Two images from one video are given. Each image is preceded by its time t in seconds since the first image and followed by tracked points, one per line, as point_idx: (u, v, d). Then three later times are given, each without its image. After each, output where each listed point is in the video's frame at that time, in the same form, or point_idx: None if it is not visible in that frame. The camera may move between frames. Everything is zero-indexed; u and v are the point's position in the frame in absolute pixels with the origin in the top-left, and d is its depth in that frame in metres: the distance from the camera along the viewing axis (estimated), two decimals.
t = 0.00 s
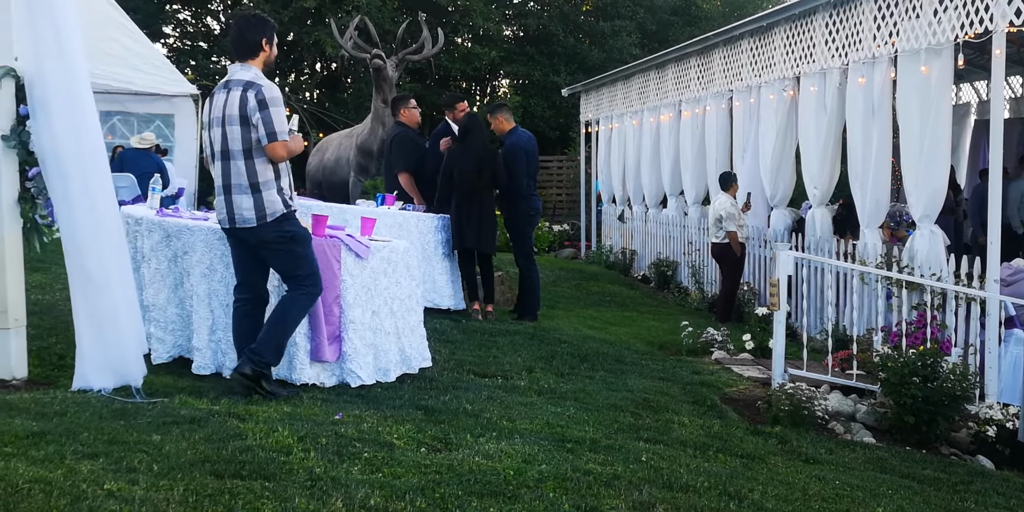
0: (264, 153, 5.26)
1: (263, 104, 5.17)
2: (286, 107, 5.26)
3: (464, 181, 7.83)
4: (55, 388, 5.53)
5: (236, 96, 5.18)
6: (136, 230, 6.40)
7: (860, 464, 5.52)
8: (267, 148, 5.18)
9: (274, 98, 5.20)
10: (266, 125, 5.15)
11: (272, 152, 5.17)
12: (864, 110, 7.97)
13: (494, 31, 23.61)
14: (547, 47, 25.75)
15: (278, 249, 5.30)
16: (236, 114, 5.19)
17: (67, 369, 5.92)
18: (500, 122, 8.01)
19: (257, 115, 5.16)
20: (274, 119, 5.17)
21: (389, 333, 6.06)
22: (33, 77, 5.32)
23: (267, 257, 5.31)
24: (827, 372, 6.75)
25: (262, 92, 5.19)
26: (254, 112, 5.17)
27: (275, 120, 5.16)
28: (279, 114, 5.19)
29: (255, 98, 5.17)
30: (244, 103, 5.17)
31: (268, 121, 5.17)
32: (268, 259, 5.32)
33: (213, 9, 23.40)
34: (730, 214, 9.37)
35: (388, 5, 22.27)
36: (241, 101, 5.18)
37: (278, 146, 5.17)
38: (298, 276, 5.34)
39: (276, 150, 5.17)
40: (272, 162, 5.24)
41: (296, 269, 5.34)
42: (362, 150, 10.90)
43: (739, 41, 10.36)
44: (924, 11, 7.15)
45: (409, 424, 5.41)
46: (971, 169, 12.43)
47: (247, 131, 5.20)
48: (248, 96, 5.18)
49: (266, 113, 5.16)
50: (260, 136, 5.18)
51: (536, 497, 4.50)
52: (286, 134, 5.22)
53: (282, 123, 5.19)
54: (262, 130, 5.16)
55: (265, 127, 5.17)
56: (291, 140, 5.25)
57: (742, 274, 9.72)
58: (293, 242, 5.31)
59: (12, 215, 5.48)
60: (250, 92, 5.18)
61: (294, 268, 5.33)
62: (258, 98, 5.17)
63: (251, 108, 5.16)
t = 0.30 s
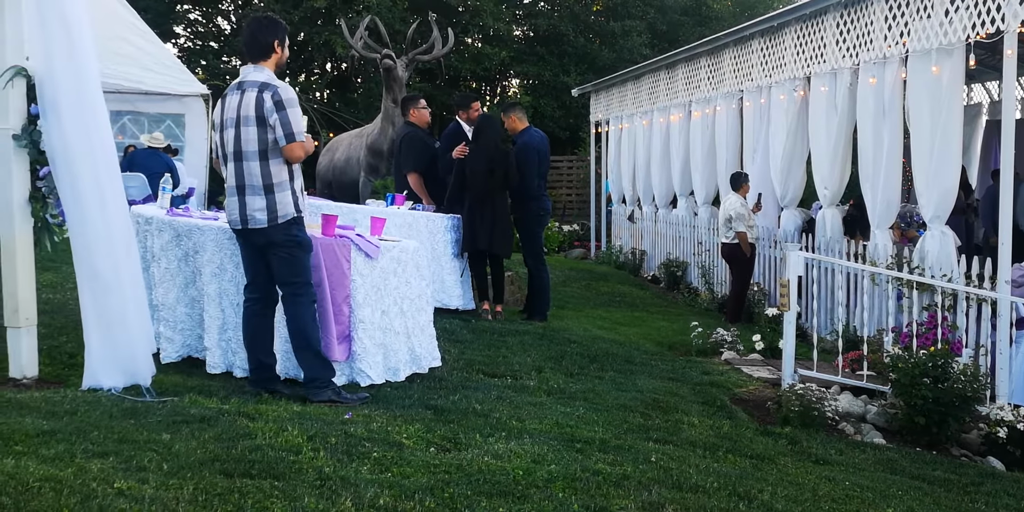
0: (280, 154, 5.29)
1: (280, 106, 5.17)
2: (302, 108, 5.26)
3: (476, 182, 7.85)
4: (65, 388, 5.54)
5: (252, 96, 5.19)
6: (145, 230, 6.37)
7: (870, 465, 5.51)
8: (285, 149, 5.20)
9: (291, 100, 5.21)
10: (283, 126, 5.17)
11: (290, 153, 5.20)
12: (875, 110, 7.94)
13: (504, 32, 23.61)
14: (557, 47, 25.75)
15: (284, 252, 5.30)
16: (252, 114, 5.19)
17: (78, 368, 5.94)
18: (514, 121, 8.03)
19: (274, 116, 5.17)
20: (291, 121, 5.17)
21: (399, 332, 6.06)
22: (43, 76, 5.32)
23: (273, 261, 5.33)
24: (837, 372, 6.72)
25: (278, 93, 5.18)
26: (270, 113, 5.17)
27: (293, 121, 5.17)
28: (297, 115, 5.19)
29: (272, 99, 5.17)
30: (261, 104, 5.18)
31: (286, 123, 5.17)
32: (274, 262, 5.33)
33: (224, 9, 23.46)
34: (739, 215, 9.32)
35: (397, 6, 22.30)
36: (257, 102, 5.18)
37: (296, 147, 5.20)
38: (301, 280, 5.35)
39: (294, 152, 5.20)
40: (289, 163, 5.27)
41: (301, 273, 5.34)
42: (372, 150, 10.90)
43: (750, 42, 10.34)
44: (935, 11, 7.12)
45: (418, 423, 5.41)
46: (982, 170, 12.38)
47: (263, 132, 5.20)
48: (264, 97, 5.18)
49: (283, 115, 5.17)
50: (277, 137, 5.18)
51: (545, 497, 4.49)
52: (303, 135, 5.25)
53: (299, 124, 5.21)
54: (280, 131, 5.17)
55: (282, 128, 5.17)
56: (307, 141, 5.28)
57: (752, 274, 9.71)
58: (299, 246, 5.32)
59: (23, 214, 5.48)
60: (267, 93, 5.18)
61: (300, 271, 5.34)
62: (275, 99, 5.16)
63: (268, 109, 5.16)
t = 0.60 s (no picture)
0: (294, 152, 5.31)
1: (294, 104, 5.19)
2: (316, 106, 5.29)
3: (487, 179, 7.79)
4: (73, 384, 5.56)
5: (266, 94, 5.20)
6: (152, 227, 6.37)
7: (877, 465, 5.49)
8: (300, 147, 5.22)
9: (305, 97, 5.23)
10: (299, 124, 5.19)
11: (305, 151, 5.23)
12: (884, 110, 7.92)
13: (512, 30, 23.60)
14: (566, 46, 25.72)
15: (298, 249, 5.31)
16: (266, 112, 5.21)
17: (85, 365, 5.94)
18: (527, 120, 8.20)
19: (289, 114, 5.19)
20: (306, 119, 5.20)
21: (405, 331, 6.06)
22: (51, 73, 5.33)
23: (287, 257, 5.32)
24: (844, 373, 6.70)
25: (292, 91, 5.20)
26: (285, 111, 5.19)
27: (308, 119, 5.20)
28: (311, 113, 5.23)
29: (287, 97, 5.19)
30: (275, 102, 5.19)
31: (300, 121, 5.20)
32: (288, 258, 5.33)
33: (233, 7, 23.50)
34: (748, 214, 9.33)
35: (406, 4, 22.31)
36: (272, 100, 5.20)
37: (311, 145, 5.23)
38: (320, 275, 5.36)
39: (309, 150, 5.24)
40: (303, 160, 5.30)
41: (319, 268, 5.36)
42: (381, 149, 10.91)
43: (758, 41, 10.33)
44: (945, 12, 7.11)
45: (425, 422, 5.41)
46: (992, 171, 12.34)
47: (277, 130, 5.22)
48: (279, 94, 5.20)
49: (297, 112, 5.19)
50: (292, 135, 5.20)
51: (552, 496, 4.48)
52: (318, 134, 5.28)
53: (313, 122, 5.24)
54: (294, 130, 5.19)
55: (297, 126, 5.20)
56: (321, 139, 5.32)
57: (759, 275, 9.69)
58: (314, 241, 5.34)
59: (31, 211, 5.48)
60: (281, 91, 5.20)
61: (317, 266, 5.36)
62: (290, 97, 5.18)
63: (282, 107, 5.18)
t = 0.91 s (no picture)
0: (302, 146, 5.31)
1: (300, 98, 5.18)
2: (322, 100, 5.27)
3: (489, 176, 7.79)
4: (76, 378, 5.56)
5: (272, 89, 5.20)
6: (156, 221, 6.36)
7: (880, 464, 5.49)
8: (307, 142, 5.22)
9: (311, 92, 5.22)
10: (304, 119, 5.18)
11: (313, 145, 5.22)
12: (889, 109, 7.91)
13: (517, 27, 23.59)
14: (571, 43, 25.69)
15: (299, 245, 5.31)
16: (272, 107, 5.21)
17: (89, 359, 5.94)
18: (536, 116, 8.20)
19: (294, 109, 5.18)
20: (312, 113, 5.18)
21: (407, 327, 6.05)
22: (55, 67, 5.33)
23: (288, 253, 5.32)
24: (847, 372, 6.69)
25: (298, 86, 5.19)
26: (291, 106, 5.19)
27: (315, 113, 5.18)
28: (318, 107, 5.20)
29: (292, 92, 5.18)
30: (281, 97, 5.19)
31: (306, 115, 5.18)
32: (289, 254, 5.34)
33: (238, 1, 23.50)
34: (752, 213, 9.34)
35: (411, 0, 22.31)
36: (277, 95, 5.20)
37: (319, 139, 5.22)
38: (318, 274, 5.36)
39: (316, 144, 5.23)
40: (312, 154, 5.29)
41: (318, 267, 5.35)
42: (385, 144, 10.89)
43: (764, 39, 10.32)
44: (950, 10, 7.09)
45: (427, 418, 5.41)
46: (996, 171, 12.32)
47: (284, 125, 5.22)
48: (284, 90, 5.20)
49: (302, 107, 5.17)
50: (299, 129, 5.19)
51: (554, 492, 4.48)
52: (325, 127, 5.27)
53: (320, 116, 5.22)
54: (301, 124, 5.18)
55: (304, 120, 5.18)
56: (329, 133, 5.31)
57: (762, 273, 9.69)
58: (316, 239, 5.33)
59: (35, 204, 5.48)
60: (287, 86, 5.19)
61: (319, 263, 5.36)
62: (295, 92, 5.18)
63: (288, 101, 5.18)
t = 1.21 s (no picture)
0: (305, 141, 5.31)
1: (303, 93, 5.18)
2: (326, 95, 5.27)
3: (492, 172, 7.83)
4: (82, 372, 5.57)
5: (276, 84, 5.21)
6: (162, 216, 6.35)
7: (885, 464, 5.48)
8: (308, 137, 5.21)
9: (314, 87, 5.22)
10: (307, 114, 5.18)
11: (312, 141, 5.21)
12: (896, 108, 7.87)
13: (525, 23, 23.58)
14: (578, 40, 25.68)
15: (310, 238, 5.31)
16: (276, 102, 5.21)
17: (95, 353, 5.95)
18: (545, 110, 8.13)
19: (298, 104, 5.18)
20: (315, 108, 5.18)
21: (412, 322, 6.04)
22: (63, 63, 5.34)
23: (298, 247, 5.34)
24: (853, 370, 6.68)
25: (302, 81, 5.19)
26: (294, 101, 5.19)
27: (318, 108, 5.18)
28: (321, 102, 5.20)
29: (296, 87, 5.18)
30: (284, 92, 5.20)
31: (309, 110, 5.18)
32: (299, 248, 5.35)
33: None
34: (758, 210, 9.33)
35: None
36: (281, 90, 5.20)
37: (319, 135, 5.21)
38: (332, 266, 5.36)
39: (317, 140, 5.22)
40: (314, 150, 5.28)
41: (331, 259, 5.36)
42: (391, 140, 10.88)
43: (771, 37, 10.30)
44: (959, 9, 7.07)
45: (432, 413, 5.41)
46: (1004, 170, 12.29)
47: (287, 120, 5.22)
48: (288, 85, 5.20)
49: (306, 102, 5.17)
50: (301, 125, 5.19)
51: (558, 489, 4.48)
52: (327, 123, 5.27)
53: (323, 111, 5.22)
54: (303, 120, 5.18)
55: (307, 116, 5.18)
56: (332, 129, 5.30)
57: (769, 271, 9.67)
58: (325, 233, 5.33)
59: (43, 198, 5.48)
60: (290, 81, 5.19)
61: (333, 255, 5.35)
62: (298, 87, 5.18)
63: (291, 97, 5.18)
